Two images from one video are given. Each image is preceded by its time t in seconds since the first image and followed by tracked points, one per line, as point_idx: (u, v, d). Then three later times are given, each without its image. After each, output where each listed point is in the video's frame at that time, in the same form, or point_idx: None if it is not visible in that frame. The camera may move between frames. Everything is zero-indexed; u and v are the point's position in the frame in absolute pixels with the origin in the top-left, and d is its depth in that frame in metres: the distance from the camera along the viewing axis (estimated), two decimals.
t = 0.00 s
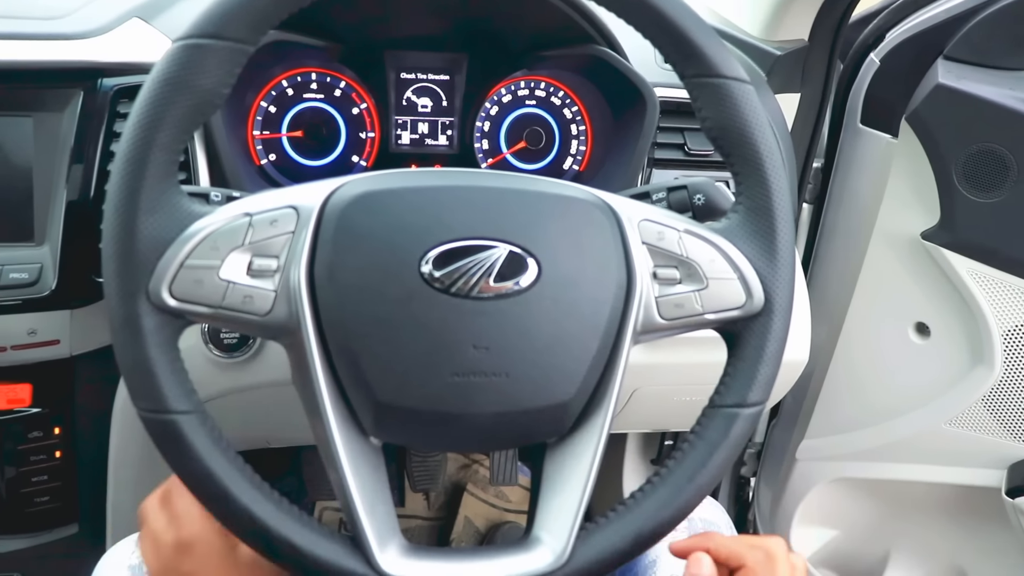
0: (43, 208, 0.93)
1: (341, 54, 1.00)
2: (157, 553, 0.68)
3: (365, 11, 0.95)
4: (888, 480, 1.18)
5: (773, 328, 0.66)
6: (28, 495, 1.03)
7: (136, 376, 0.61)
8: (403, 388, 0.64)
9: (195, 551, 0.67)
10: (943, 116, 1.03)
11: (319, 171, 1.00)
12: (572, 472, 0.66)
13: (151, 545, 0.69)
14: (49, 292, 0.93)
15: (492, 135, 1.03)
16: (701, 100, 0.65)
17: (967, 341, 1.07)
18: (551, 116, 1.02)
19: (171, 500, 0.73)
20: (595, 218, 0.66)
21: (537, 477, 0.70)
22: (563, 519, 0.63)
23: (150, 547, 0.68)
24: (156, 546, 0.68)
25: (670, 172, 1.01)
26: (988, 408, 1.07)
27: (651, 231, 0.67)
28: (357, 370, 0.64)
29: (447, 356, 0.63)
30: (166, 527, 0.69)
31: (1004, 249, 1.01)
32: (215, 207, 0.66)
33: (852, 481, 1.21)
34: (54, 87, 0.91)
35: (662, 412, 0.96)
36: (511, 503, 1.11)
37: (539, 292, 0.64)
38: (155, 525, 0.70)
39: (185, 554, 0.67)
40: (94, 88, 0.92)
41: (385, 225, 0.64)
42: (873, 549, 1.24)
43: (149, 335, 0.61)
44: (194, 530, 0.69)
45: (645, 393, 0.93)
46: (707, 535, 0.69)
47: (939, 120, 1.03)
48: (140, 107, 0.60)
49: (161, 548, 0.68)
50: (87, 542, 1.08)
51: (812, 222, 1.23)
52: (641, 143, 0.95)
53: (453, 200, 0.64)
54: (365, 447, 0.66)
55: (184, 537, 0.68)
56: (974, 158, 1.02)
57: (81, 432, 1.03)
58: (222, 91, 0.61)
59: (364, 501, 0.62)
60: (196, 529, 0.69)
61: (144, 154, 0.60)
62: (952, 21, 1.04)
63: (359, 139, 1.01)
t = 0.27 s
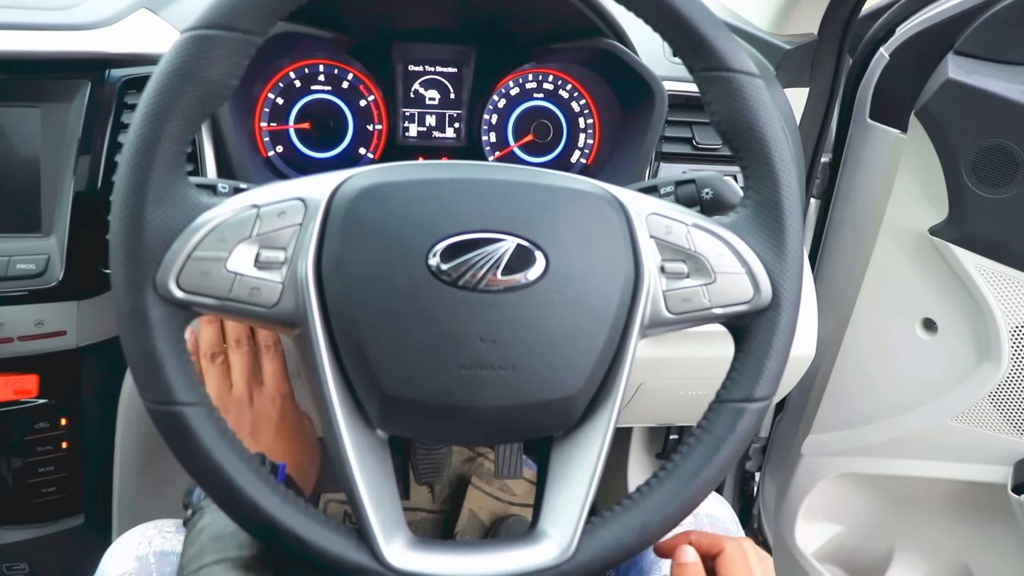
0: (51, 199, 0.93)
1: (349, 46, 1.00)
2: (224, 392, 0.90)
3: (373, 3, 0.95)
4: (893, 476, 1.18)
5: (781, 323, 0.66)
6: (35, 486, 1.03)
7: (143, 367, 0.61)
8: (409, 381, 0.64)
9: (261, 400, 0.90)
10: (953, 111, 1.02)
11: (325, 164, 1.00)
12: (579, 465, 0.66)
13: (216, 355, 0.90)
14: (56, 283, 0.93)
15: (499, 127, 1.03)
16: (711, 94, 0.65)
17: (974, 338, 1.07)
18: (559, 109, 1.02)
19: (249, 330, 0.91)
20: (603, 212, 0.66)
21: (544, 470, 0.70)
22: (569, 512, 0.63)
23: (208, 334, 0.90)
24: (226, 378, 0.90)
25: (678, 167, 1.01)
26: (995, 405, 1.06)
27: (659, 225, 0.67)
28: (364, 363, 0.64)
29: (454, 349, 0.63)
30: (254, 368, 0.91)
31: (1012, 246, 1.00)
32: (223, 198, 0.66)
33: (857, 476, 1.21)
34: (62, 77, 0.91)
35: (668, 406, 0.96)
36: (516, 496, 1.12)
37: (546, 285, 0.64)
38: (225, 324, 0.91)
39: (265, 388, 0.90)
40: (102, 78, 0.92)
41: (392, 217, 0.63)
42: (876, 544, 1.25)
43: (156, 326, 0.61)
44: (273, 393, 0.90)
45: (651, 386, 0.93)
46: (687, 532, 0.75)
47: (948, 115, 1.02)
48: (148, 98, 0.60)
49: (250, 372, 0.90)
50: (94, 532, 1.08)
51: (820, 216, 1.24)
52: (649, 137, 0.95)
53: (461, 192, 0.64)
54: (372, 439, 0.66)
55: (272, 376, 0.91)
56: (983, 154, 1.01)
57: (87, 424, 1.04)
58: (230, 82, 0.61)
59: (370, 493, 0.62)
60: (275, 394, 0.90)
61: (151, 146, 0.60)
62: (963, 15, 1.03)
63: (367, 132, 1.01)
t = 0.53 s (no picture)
0: (52, 195, 0.93)
1: (351, 41, 1.00)
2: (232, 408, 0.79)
3: None
4: (895, 470, 1.18)
5: (783, 317, 0.66)
6: (37, 482, 1.03)
7: (145, 363, 0.61)
8: (411, 376, 0.64)
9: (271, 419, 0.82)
10: (955, 105, 1.02)
11: (327, 159, 1.00)
12: (581, 460, 0.66)
13: (221, 373, 0.78)
14: (57, 279, 0.93)
15: (501, 122, 1.02)
16: (712, 88, 0.65)
17: (977, 332, 1.06)
18: (561, 104, 1.02)
19: (254, 334, 0.80)
20: (605, 206, 0.66)
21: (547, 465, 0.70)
22: (571, 507, 0.63)
23: (213, 352, 0.77)
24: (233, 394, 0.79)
25: (680, 161, 1.00)
26: (998, 399, 1.06)
27: (661, 220, 0.67)
28: (365, 358, 0.64)
29: (456, 344, 0.63)
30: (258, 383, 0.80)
31: (1015, 239, 1.00)
32: (224, 194, 0.66)
33: (859, 470, 1.21)
34: (62, 72, 0.91)
35: (670, 401, 0.96)
36: (518, 491, 1.11)
37: (548, 280, 0.64)
38: (226, 337, 0.77)
39: (274, 406, 0.82)
40: (103, 74, 0.92)
41: (394, 212, 0.63)
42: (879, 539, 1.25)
43: (157, 322, 0.61)
44: (282, 410, 0.83)
45: (653, 381, 0.93)
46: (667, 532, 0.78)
47: (951, 109, 1.02)
48: (148, 93, 0.60)
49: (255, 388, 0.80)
50: (98, 528, 1.09)
51: (822, 210, 1.24)
52: (651, 131, 0.95)
53: (462, 187, 0.64)
54: (374, 435, 0.66)
55: (275, 389, 0.82)
56: (985, 147, 1.01)
57: (89, 420, 1.03)
58: (231, 77, 0.61)
59: (371, 488, 0.62)
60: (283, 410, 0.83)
61: (152, 141, 0.60)
62: (966, 8, 1.03)
63: (368, 127, 1.01)
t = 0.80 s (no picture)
0: (54, 193, 0.93)
1: (352, 39, 1.00)
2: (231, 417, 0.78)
3: None
4: (897, 466, 1.18)
5: (785, 314, 0.66)
6: (40, 480, 1.03)
7: (147, 360, 0.61)
8: (413, 374, 0.64)
9: (268, 424, 0.79)
10: (956, 101, 1.02)
11: (328, 156, 1.00)
12: (582, 457, 0.66)
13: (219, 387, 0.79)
14: (59, 277, 0.93)
15: (502, 119, 1.03)
16: (713, 84, 0.65)
17: (978, 327, 1.06)
18: (561, 101, 1.02)
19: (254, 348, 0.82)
20: (606, 203, 0.66)
21: (548, 462, 0.70)
22: (573, 504, 0.63)
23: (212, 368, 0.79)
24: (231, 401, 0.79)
25: (681, 158, 1.00)
26: (1000, 394, 1.06)
27: (662, 217, 0.67)
28: (367, 356, 0.64)
29: (458, 342, 0.63)
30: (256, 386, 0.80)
31: (1016, 235, 1.00)
32: (225, 192, 0.66)
33: (861, 466, 1.21)
34: (63, 70, 0.91)
35: (672, 397, 0.96)
36: (519, 488, 1.11)
37: (550, 277, 0.64)
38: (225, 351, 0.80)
39: (271, 407, 0.79)
40: (103, 72, 0.91)
41: (395, 209, 0.63)
42: (880, 535, 1.25)
43: (159, 319, 0.61)
44: (280, 414, 0.80)
45: (655, 378, 0.93)
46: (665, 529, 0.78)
47: (952, 105, 1.02)
48: (149, 91, 0.60)
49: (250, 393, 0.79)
50: (100, 526, 1.09)
51: (823, 207, 1.24)
52: (652, 128, 0.95)
53: (463, 184, 0.64)
54: (375, 433, 0.66)
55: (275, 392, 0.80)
56: (986, 144, 1.00)
57: (91, 417, 1.04)
58: (232, 75, 0.61)
59: (374, 485, 0.62)
60: (284, 415, 0.80)
61: (153, 139, 0.60)
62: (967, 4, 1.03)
63: (369, 124, 1.01)
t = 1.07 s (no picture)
0: (54, 193, 0.93)
1: (353, 38, 1.00)
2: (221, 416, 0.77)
3: None
4: (898, 466, 1.17)
5: (786, 314, 0.66)
6: (41, 480, 1.03)
7: (148, 360, 0.61)
8: (414, 373, 0.64)
9: (255, 424, 0.78)
10: (957, 99, 1.01)
11: (329, 156, 1.00)
12: (583, 457, 0.66)
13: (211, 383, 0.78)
14: (60, 277, 0.93)
15: (503, 119, 1.02)
16: (715, 84, 0.65)
17: (979, 327, 1.06)
18: (563, 100, 1.02)
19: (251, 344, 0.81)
20: (607, 203, 0.66)
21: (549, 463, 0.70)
22: (574, 505, 0.63)
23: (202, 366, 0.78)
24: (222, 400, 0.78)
25: (683, 157, 1.00)
26: (1001, 394, 1.06)
27: (663, 216, 0.67)
28: (368, 356, 0.64)
29: (459, 342, 0.63)
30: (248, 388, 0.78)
31: (1017, 234, 1.00)
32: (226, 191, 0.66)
33: (863, 466, 1.21)
34: (64, 70, 0.91)
35: (673, 397, 0.96)
36: (521, 488, 1.11)
37: (551, 277, 0.64)
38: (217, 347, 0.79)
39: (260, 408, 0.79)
40: (105, 72, 0.91)
41: (397, 209, 0.63)
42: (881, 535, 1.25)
43: (160, 319, 0.61)
44: (269, 413, 0.79)
45: (656, 378, 0.93)
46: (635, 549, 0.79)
47: (954, 104, 1.02)
48: (151, 91, 0.60)
49: (239, 391, 0.77)
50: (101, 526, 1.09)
51: (824, 206, 1.24)
52: (653, 127, 0.95)
53: (465, 184, 0.64)
54: (377, 433, 0.66)
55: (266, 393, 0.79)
56: (988, 143, 1.00)
57: (92, 417, 1.04)
58: (233, 75, 0.61)
59: (375, 485, 0.62)
60: (272, 414, 0.79)
61: (154, 139, 0.60)
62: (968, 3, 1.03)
63: (370, 124, 1.01)
